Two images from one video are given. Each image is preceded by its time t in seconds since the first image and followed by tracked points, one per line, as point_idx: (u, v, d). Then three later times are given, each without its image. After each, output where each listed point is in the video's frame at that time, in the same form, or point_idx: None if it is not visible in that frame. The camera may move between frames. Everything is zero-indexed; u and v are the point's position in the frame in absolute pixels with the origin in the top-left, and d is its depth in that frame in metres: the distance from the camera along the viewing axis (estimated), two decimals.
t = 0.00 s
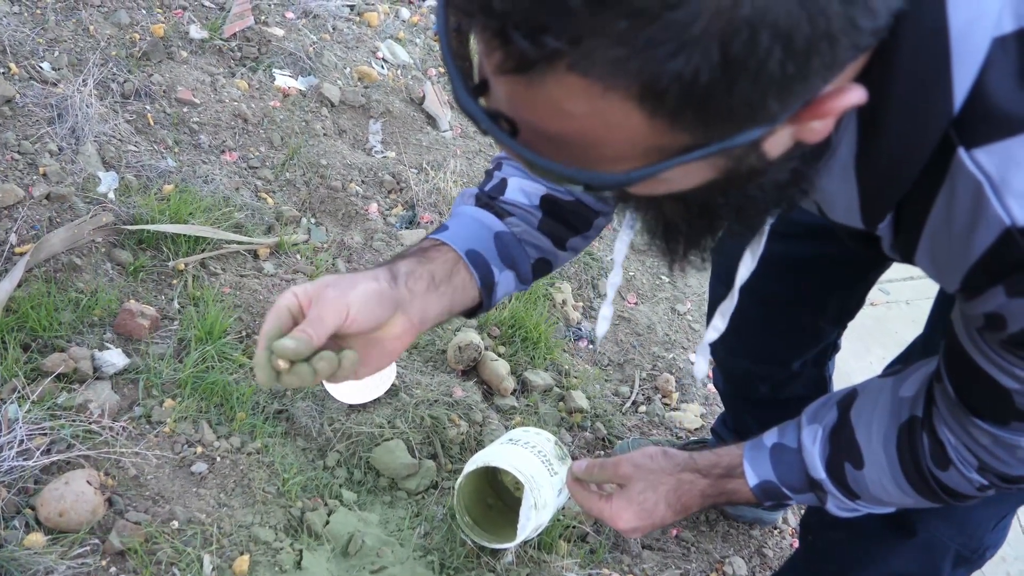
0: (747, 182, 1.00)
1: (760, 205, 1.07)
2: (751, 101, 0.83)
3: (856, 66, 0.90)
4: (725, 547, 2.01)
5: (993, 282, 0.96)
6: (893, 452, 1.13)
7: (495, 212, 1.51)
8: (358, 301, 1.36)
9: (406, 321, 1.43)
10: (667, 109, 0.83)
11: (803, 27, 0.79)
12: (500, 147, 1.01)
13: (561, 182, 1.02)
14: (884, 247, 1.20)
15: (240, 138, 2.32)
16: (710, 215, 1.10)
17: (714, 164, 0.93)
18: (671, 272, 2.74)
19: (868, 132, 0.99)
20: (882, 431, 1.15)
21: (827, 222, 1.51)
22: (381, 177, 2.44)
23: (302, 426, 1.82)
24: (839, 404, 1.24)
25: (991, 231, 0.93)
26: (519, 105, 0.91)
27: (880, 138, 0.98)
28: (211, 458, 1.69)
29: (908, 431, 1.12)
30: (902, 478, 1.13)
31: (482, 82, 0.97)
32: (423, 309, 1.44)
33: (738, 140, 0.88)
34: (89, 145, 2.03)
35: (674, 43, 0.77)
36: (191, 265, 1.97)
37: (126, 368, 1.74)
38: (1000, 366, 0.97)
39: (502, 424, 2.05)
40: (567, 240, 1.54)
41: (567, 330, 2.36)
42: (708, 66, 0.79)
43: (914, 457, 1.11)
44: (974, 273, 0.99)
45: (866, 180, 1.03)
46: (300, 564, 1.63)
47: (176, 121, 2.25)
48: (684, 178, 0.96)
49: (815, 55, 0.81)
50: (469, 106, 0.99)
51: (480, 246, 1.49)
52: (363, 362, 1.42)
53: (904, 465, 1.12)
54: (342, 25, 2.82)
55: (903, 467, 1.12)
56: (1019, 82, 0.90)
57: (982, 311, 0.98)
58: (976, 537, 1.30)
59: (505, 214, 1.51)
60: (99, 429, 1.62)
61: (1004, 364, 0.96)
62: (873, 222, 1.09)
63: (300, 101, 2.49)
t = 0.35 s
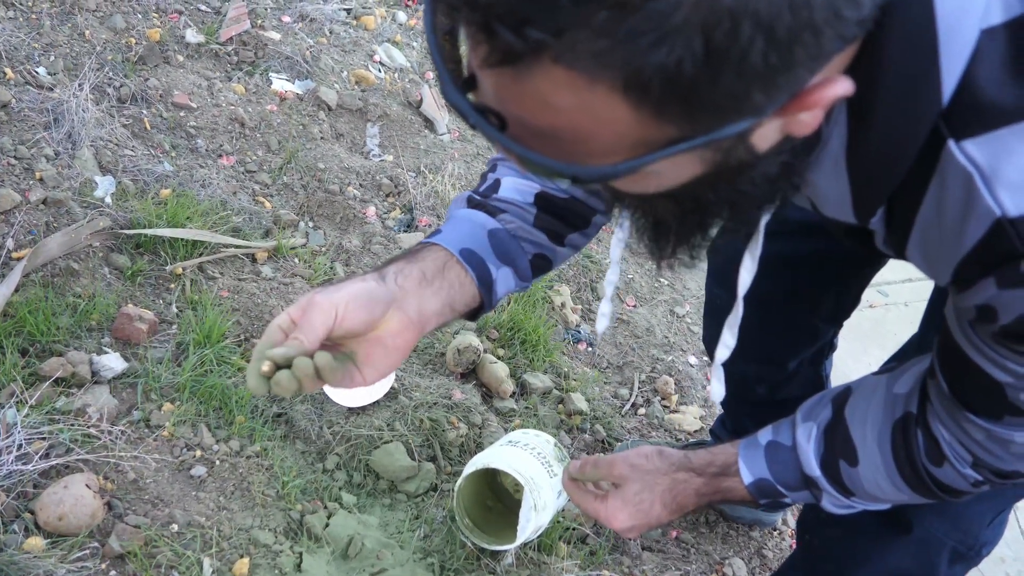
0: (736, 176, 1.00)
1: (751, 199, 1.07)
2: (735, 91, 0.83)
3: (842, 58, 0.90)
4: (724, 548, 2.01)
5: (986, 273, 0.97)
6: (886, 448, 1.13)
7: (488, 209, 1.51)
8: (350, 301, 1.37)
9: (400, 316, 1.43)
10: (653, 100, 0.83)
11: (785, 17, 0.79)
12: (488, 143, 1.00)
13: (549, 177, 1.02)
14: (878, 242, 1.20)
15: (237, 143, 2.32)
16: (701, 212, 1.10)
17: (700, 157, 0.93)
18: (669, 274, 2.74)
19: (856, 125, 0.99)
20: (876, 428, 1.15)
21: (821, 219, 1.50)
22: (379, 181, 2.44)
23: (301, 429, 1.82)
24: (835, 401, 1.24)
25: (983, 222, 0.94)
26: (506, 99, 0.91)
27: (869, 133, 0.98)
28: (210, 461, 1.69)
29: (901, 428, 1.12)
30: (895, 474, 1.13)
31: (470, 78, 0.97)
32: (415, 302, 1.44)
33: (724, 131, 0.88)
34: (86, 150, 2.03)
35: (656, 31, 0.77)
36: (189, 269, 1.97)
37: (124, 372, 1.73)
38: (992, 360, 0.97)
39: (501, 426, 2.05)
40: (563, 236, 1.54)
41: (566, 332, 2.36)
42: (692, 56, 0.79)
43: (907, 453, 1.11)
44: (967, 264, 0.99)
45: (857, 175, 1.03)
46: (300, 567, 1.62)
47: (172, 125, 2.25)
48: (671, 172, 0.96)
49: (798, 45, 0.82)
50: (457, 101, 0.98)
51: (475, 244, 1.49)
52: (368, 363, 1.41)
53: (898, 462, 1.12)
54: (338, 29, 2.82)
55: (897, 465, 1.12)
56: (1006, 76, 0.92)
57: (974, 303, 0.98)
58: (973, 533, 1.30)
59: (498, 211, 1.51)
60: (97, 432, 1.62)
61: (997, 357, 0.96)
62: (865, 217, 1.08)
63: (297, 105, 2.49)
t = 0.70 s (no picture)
0: (730, 168, 1.00)
1: (743, 189, 1.07)
2: (726, 84, 0.83)
3: (835, 49, 0.90)
4: (725, 547, 2.01)
5: (976, 261, 0.96)
6: (888, 448, 1.13)
7: (490, 211, 1.52)
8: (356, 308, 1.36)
9: (406, 321, 1.43)
10: (645, 93, 0.83)
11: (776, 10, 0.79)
12: (481, 137, 1.00)
13: (542, 171, 1.02)
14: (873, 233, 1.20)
15: (234, 145, 2.32)
16: (694, 205, 1.11)
17: (692, 149, 0.93)
18: (668, 273, 2.74)
19: (847, 117, 0.99)
20: (876, 429, 1.15)
21: (815, 214, 1.51)
22: (377, 182, 2.44)
23: (301, 430, 1.82)
24: (832, 404, 1.24)
25: (975, 211, 0.94)
26: (498, 94, 0.90)
27: (860, 125, 0.98)
28: (211, 462, 1.69)
29: (902, 427, 1.12)
30: (898, 474, 1.13)
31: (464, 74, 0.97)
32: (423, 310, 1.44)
33: (715, 123, 0.88)
34: (85, 152, 2.03)
35: (649, 25, 0.77)
36: (188, 271, 1.97)
37: (124, 373, 1.73)
38: (985, 349, 0.97)
39: (502, 426, 2.05)
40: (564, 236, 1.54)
41: (565, 332, 2.36)
42: (684, 50, 0.79)
43: (910, 454, 1.11)
44: (959, 254, 0.99)
45: (852, 168, 1.03)
46: (302, 567, 1.62)
47: (170, 128, 2.25)
48: (665, 164, 0.96)
49: (789, 39, 0.82)
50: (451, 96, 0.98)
51: (476, 247, 1.50)
52: (373, 369, 1.40)
53: (900, 462, 1.12)
54: (335, 31, 2.82)
55: (900, 465, 1.12)
56: (993, 65, 0.92)
57: (967, 292, 0.98)
58: (970, 527, 1.30)
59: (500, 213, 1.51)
60: (98, 433, 1.62)
61: (990, 346, 0.97)
62: (859, 208, 1.09)
63: (294, 106, 2.49)
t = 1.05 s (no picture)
0: (779, 184, 0.98)
1: (778, 211, 1.06)
2: (749, 95, 0.81)
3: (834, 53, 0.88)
4: (724, 544, 2.02)
5: (969, 256, 0.98)
6: (898, 440, 1.13)
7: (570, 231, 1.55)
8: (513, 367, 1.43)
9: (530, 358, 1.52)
10: (677, 133, 0.80)
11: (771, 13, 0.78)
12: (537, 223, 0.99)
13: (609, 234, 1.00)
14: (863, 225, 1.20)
15: (234, 144, 2.33)
16: (750, 230, 1.09)
17: (740, 167, 0.91)
18: (666, 271, 2.75)
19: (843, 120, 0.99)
20: (883, 419, 1.15)
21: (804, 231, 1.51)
22: (376, 181, 2.45)
23: (302, 428, 1.83)
24: (832, 396, 1.23)
25: (966, 207, 0.95)
26: (535, 176, 0.88)
27: (857, 128, 0.98)
28: (213, 461, 1.70)
29: (911, 415, 1.12)
30: (907, 467, 1.12)
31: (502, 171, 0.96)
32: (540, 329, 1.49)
33: (755, 135, 0.85)
34: (86, 152, 2.04)
35: (656, 69, 0.75)
36: (189, 270, 1.98)
37: (127, 373, 1.74)
38: (976, 340, 0.98)
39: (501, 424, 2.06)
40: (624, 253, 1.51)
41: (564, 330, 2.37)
42: (697, 83, 0.76)
43: (921, 443, 1.10)
44: (954, 252, 1.00)
45: (861, 171, 1.02)
46: (304, 566, 1.63)
47: (171, 127, 2.26)
48: (720, 188, 0.93)
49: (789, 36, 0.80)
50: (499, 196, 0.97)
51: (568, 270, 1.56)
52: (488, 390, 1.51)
53: (909, 450, 1.11)
54: (334, 29, 2.83)
55: (908, 453, 1.12)
56: (977, 64, 0.92)
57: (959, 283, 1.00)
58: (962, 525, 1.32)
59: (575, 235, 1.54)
60: (102, 433, 1.62)
61: (980, 336, 0.97)
62: (862, 204, 1.09)
63: (294, 106, 2.50)
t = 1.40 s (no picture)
0: (779, 202, 1.00)
1: (782, 222, 1.07)
2: (745, 118, 0.82)
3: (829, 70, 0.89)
4: (725, 547, 2.02)
5: (957, 263, 0.98)
6: (896, 441, 1.12)
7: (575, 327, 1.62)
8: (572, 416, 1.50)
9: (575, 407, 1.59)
10: (679, 157, 0.82)
11: (766, 39, 0.79)
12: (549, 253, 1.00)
13: (617, 258, 1.01)
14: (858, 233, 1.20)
15: (237, 146, 2.33)
16: (752, 242, 1.11)
17: (739, 189, 0.92)
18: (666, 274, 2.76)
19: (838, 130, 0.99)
20: (881, 422, 1.15)
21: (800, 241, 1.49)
22: (377, 183, 2.46)
23: (304, 431, 1.84)
24: (829, 397, 1.22)
25: (953, 219, 0.95)
26: (545, 209, 0.90)
27: (851, 138, 0.98)
28: (215, 463, 1.70)
29: (908, 418, 1.12)
30: (904, 469, 1.12)
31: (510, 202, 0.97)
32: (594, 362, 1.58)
33: (754, 156, 0.86)
34: (90, 154, 2.04)
35: (655, 102, 0.77)
36: (192, 272, 1.98)
37: (130, 375, 1.74)
38: (965, 344, 0.98)
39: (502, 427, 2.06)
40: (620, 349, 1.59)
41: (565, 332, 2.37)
42: (695, 110, 0.78)
43: (918, 444, 1.10)
44: (943, 261, 1.01)
45: (853, 180, 1.03)
46: (306, 568, 1.62)
47: (174, 130, 2.27)
48: (721, 209, 0.94)
49: (782, 55, 0.81)
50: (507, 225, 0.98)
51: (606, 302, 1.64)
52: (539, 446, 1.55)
53: (906, 454, 1.11)
54: (336, 32, 2.83)
55: (905, 456, 1.11)
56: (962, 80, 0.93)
57: (950, 288, 1.00)
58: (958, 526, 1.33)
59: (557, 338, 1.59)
60: (105, 435, 1.63)
61: (969, 340, 0.97)
62: (863, 212, 1.09)
63: (296, 108, 2.51)
